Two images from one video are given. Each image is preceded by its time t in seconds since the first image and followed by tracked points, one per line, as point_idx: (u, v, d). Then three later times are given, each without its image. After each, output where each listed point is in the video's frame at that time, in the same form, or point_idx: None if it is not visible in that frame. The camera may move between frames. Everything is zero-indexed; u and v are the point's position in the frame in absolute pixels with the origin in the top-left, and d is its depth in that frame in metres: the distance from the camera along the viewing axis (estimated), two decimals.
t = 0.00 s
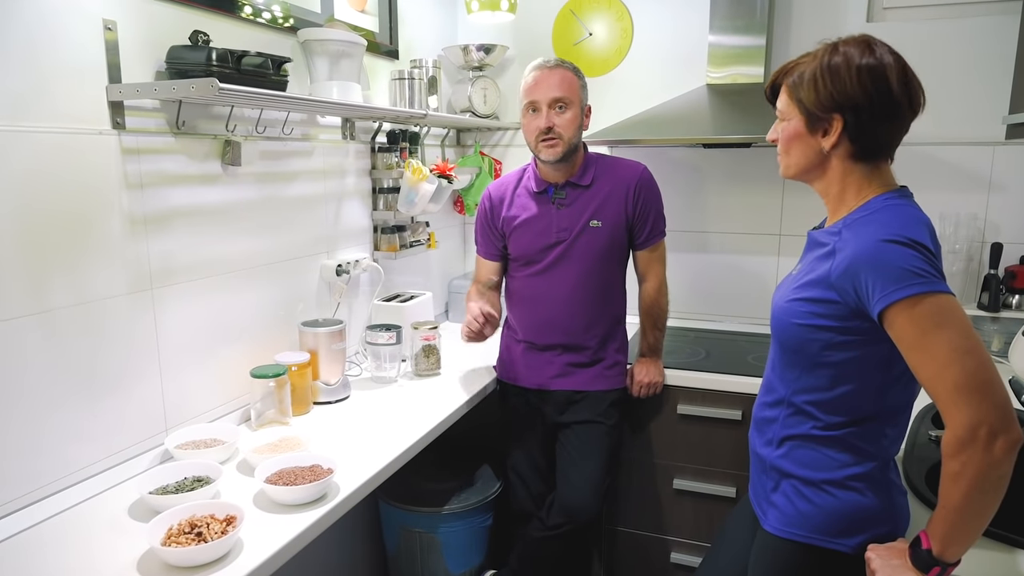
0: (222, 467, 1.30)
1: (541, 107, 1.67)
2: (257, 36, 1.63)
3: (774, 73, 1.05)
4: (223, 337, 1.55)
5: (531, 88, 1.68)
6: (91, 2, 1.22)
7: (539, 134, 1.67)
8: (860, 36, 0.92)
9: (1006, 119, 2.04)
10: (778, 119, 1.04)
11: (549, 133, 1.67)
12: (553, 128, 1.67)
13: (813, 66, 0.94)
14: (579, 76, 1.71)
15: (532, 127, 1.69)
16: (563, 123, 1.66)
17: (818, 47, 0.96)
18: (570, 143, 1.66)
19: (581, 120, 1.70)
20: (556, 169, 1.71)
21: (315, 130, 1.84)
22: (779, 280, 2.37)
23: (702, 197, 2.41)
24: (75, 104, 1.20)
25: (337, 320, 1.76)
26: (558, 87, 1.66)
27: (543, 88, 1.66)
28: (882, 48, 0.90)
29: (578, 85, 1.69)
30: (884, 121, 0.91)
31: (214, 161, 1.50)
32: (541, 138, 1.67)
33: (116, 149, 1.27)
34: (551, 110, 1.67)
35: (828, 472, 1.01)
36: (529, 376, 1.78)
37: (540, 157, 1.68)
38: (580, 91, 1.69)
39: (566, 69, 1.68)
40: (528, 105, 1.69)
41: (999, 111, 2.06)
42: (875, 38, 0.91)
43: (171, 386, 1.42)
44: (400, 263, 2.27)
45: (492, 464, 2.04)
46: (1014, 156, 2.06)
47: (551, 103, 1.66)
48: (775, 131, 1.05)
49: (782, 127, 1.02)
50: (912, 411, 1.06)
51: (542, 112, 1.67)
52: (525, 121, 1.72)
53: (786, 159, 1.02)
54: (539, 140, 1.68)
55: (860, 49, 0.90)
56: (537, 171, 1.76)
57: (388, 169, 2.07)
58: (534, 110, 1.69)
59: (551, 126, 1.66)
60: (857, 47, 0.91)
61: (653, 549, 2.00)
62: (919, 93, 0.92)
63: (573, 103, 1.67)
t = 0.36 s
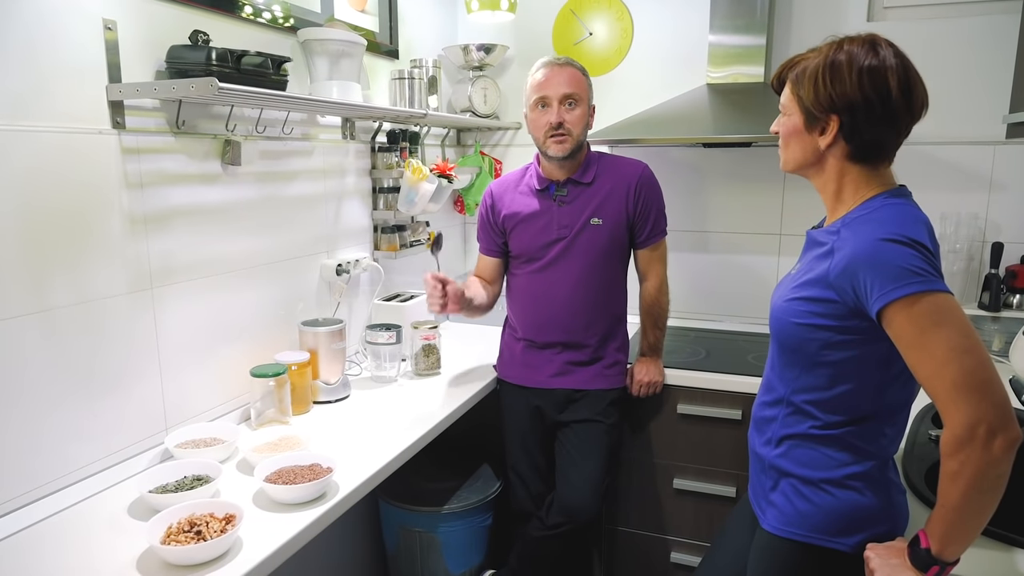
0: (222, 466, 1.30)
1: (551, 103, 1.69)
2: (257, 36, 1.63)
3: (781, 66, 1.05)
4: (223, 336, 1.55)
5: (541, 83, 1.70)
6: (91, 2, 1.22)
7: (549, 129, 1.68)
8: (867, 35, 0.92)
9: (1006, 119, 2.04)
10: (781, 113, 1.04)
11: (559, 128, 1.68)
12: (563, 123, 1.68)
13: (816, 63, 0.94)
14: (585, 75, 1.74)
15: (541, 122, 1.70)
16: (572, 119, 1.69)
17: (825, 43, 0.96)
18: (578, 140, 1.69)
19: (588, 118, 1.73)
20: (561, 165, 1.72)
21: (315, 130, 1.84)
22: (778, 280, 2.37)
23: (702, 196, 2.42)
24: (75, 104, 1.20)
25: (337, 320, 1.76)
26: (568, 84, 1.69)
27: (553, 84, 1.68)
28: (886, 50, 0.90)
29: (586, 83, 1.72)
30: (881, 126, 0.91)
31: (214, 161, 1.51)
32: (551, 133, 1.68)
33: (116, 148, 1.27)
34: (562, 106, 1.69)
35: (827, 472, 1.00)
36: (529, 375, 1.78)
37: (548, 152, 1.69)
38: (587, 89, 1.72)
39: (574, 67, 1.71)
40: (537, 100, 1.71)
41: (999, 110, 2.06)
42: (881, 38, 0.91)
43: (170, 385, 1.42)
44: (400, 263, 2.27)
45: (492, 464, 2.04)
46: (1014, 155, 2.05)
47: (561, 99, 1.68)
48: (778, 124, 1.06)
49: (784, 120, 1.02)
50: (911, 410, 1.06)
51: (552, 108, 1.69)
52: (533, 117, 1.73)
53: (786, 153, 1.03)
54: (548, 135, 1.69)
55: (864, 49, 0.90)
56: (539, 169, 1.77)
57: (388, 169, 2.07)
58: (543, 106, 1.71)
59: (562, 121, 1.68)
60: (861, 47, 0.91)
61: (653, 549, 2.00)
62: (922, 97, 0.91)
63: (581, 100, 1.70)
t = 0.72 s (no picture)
0: (223, 466, 1.31)
1: (559, 103, 1.70)
2: (257, 37, 1.63)
3: (777, 69, 1.05)
4: (224, 336, 1.56)
5: (548, 84, 1.70)
6: (92, 4, 1.22)
7: (557, 129, 1.68)
8: (862, 39, 0.92)
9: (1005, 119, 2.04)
10: (778, 116, 1.05)
11: (567, 129, 1.68)
12: (571, 124, 1.69)
13: (811, 66, 0.95)
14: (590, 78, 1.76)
15: (548, 123, 1.70)
16: (580, 121, 1.70)
17: (820, 46, 0.97)
18: (583, 142, 1.69)
19: (593, 120, 1.74)
20: (564, 166, 1.72)
21: (316, 131, 1.85)
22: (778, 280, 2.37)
23: (701, 197, 2.42)
24: (76, 105, 1.20)
25: (337, 320, 1.76)
26: (576, 86, 1.70)
27: (562, 85, 1.69)
28: (881, 53, 0.90)
29: (591, 86, 1.74)
30: (877, 129, 0.91)
31: (215, 162, 1.51)
32: (558, 134, 1.68)
33: (117, 149, 1.28)
34: (570, 107, 1.69)
35: (825, 472, 1.01)
36: (529, 375, 1.79)
37: (554, 152, 1.69)
38: (592, 92, 1.74)
39: (581, 70, 1.72)
40: (545, 101, 1.71)
41: (999, 110, 2.06)
42: (876, 41, 0.91)
43: (171, 385, 1.43)
44: (400, 263, 2.27)
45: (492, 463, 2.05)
46: (1013, 155, 2.06)
47: (569, 101, 1.69)
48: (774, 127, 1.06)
49: (781, 123, 1.03)
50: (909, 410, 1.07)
51: (560, 109, 1.69)
52: (539, 117, 1.73)
53: (783, 155, 1.03)
54: (556, 135, 1.68)
55: (859, 52, 0.91)
56: (541, 169, 1.78)
57: (389, 169, 2.07)
58: (550, 106, 1.71)
59: (570, 122, 1.68)
60: (856, 51, 0.91)
61: (653, 548, 2.01)
62: (917, 101, 0.92)
63: (588, 103, 1.71)
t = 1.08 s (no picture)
0: (225, 465, 1.31)
1: (559, 101, 1.70)
2: (259, 37, 1.63)
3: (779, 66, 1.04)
4: (226, 336, 1.56)
5: (548, 83, 1.70)
6: (94, 4, 1.23)
7: (557, 127, 1.68)
8: (868, 38, 0.92)
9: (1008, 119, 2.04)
10: (778, 113, 1.04)
11: (566, 127, 1.68)
12: (571, 122, 1.69)
13: (816, 63, 0.94)
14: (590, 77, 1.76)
15: (547, 121, 1.70)
16: (579, 119, 1.70)
17: (825, 43, 0.96)
18: (582, 140, 1.69)
19: (593, 118, 1.74)
20: (564, 165, 1.73)
21: (317, 130, 1.85)
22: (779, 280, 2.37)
23: (703, 196, 2.42)
24: (78, 104, 1.20)
25: (339, 320, 1.76)
26: (576, 85, 1.70)
27: (561, 83, 1.69)
28: (887, 53, 0.90)
29: (591, 85, 1.74)
30: (881, 129, 0.91)
31: (217, 161, 1.51)
32: (558, 131, 1.68)
33: (119, 149, 1.28)
34: (569, 106, 1.70)
35: (826, 471, 1.01)
36: (530, 375, 1.79)
37: (553, 151, 1.69)
38: (593, 90, 1.74)
39: (581, 68, 1.72)
40: (544, 99, 1.71)
41: (1002, 110, 2.05)
42: (882, 41, 0.91)
43: (173, 385, 1.43)
44: (402, 263, 2.27)
45: (493, 463, 2.05)
46: (1016, 155, 2.05)
47: (569, 99, 1.69)
48: (774, 123, 1.06)
49: (782, 120, 1.02)
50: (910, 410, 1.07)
51: (559, 107, 1.70)
52: (540, 115, 1.73)
53: (783, 152, 1.02)
54: (555, 133, 1.69)
55: (866, 51, 0.90)
56: (542, 169, 1.78)
57: (390, 169, 2.07)
58: (550, 104, 1.71)
59: (569, 121, 1.68)
60: (863, 50, 0.91)
61: (654, 547, 2.01)
62: (920, 102, 0.92)
63: (587, 101, 1.71)
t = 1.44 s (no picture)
0: (226, 465, 1.31)
1: (557, 101, 1.70)
2: (260, 37, 1.63)
3: (783, 64, 1.04)
4: (227, 336, 1.56)
5: (547, 82, 1.70)
6: (94, 3, 1.23)
7: (554, 126, 1.69)
8: (872, 36, 0.92)
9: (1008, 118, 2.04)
10: (782, 111, 1.04)
11: (564, 127, 1.68)
12: (568, 122, 1.69)
13: (821, 61, 0.94)
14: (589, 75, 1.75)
15: (546, 120, 1.71)
16: (577, 118, 1.69)
17: (831, 41, 0.96)
18: (581, 139, 1.69)
19: (592, 117, 1.74)
20: (564, 164, 1.72)
21: (318, 130, 1.84)
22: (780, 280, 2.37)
23: (704, 196, 2.42)
24: (78, 104, 1.20)
25: (340, 319, 1.76)
26: (573, 84, 1.70)
27: (559, 83, 1.69)
28: (892, 51, 0.90)
29: (590, 83, 1.73)
30: (885, 128, 0.91)
31: (217, 161, 1.51)
32: (556, 131, 1.69)
33: (120, 148, 1.28)
34: (567, 105, 1.70)
35: (826, 470, 1.01)
36: (531, 375, 1.79)
37: (552, 150, 1.69)
38: (591, 88, 1.73)
39: (578, 66, 1.72)
40: (542, 99, 1.71)
41: (1003, 108, 2.05)
42: (887, 39, 0.90)
43: (174, 384, 1.43)
44: (402, 262, 2.27)
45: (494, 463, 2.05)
46: (1016, 154, 2.05)
47: (567, 98, 1.69)
48: (779, 122, 1.05)
49: (786, 117, 1.02)
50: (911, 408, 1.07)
51: (558, 106, 1.70)
52: (538, 115, 1.73)
53: (787, 151, 1.02)
54: (553, 132, 1.69)
55: (870, 50, 0.90)
56: (542, 168, 1.78)
57: (391, 168, 2.07)
58: (549, 104, 1.71)
59: (567, 121, 1.68)
60: (867, 48, 0.90)
61: (655, 547, 2.01)
62: (925, 100, 0.91)
63: (586, 99, 1.71)
